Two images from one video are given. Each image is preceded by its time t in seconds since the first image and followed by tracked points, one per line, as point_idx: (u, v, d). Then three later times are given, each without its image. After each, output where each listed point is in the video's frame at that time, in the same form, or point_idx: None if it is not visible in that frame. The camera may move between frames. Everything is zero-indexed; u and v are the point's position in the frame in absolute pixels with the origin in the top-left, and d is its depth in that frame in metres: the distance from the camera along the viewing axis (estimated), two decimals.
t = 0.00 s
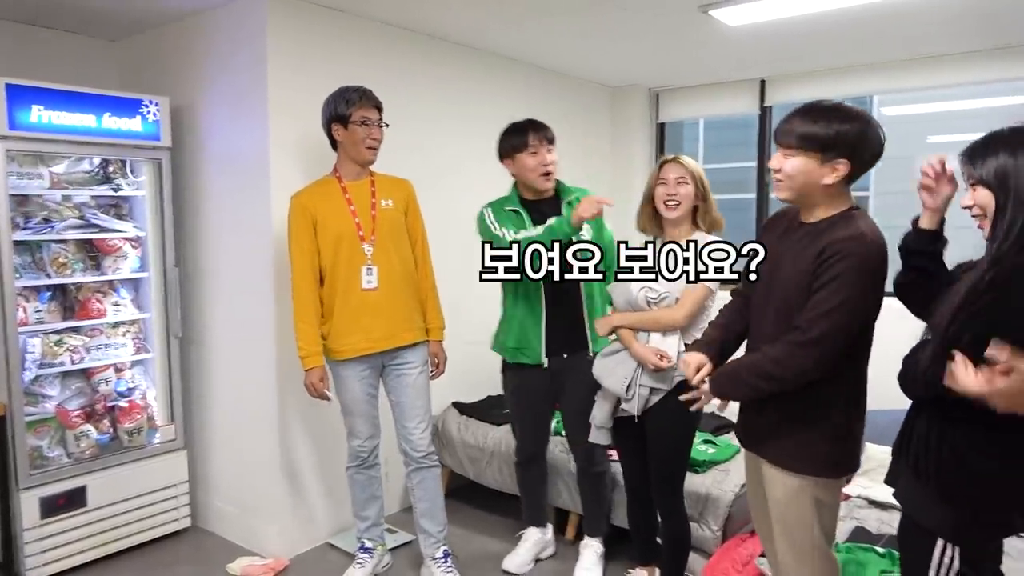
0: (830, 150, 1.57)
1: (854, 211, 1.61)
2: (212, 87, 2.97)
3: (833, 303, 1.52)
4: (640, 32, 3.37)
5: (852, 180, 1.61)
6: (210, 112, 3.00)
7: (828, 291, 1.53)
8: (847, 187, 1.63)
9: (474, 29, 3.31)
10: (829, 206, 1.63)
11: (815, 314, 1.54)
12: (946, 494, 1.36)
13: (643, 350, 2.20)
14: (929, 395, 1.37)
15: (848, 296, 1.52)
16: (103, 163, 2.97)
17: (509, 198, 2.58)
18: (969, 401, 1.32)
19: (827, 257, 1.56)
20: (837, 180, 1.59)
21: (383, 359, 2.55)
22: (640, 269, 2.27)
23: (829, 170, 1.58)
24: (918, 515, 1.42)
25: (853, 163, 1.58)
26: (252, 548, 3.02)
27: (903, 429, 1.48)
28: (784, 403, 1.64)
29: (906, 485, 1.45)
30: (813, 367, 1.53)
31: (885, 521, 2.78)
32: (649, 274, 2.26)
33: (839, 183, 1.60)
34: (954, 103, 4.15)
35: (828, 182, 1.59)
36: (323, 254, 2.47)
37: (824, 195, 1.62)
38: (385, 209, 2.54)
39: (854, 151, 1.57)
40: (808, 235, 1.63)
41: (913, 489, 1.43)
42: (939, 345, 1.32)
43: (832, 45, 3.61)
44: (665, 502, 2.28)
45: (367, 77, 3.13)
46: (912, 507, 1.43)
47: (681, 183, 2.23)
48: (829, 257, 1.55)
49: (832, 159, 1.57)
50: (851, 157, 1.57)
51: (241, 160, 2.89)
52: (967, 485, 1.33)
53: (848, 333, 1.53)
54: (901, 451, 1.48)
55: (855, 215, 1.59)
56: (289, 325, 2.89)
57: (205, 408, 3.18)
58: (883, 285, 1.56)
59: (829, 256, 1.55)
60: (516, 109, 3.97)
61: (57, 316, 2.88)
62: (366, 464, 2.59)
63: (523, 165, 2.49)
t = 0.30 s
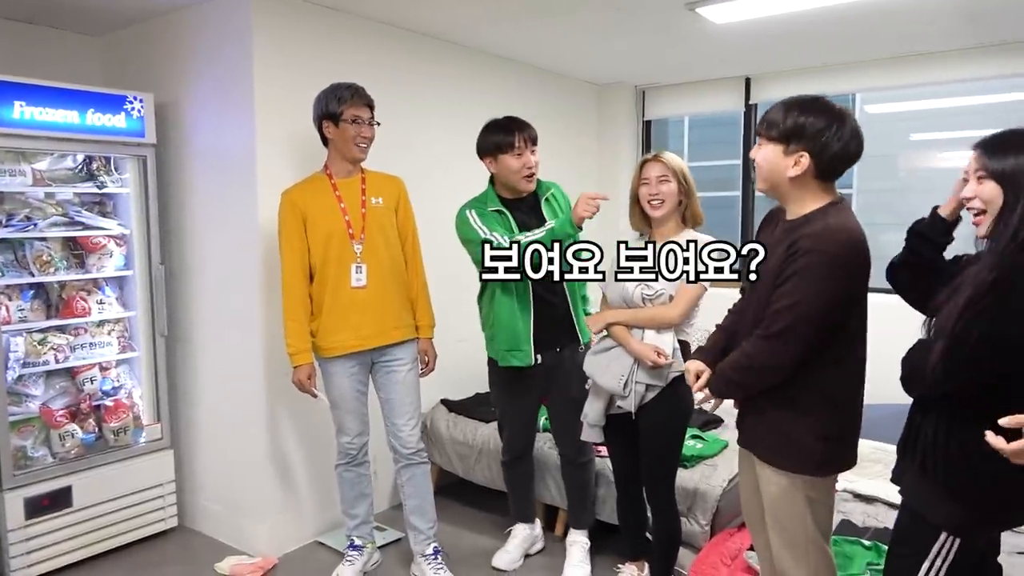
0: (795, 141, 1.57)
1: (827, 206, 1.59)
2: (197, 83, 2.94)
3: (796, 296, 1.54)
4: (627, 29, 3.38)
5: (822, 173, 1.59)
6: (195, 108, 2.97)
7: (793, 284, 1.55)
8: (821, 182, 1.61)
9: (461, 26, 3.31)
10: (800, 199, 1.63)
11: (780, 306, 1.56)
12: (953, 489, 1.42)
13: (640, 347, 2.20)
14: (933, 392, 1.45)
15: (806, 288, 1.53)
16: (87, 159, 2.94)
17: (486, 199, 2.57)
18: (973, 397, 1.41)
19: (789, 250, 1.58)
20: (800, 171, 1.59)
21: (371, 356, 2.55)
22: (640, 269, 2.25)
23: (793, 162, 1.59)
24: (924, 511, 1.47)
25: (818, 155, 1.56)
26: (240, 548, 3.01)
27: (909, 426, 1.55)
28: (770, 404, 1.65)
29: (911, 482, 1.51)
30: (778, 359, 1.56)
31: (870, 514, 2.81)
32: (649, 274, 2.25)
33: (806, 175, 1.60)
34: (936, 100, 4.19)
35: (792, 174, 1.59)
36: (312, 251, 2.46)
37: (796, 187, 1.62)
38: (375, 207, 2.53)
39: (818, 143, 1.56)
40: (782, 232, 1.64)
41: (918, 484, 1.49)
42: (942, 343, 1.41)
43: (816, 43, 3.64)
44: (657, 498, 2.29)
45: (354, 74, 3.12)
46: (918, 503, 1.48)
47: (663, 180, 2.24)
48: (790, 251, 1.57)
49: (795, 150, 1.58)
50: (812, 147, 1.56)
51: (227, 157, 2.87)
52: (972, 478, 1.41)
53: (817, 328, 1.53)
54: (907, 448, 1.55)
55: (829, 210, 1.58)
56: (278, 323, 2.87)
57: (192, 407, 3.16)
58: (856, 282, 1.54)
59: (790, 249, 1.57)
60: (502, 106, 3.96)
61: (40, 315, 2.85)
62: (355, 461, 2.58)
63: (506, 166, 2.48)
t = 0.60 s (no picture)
0: (779, 132, 1.59)
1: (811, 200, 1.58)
2: (185, 79, 2.92)
3: (774, 289, 1.54)
4: (617, 27, 3.38)
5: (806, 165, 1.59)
6: (183, 104, 2.95)
7: (771, 277, 1.56)
8: (805, 174, 1.61)
9: (451, 23, 3.30)
10: (787, 191, 1.63)
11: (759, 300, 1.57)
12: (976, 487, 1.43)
13: (622, 342, 2.21)
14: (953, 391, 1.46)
15: (783, 279, 1.54)
16: (73, 156, 2.91)
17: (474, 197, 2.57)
18: (988, 397, 1.43)
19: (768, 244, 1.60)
20: (785, 162, 1.60)
21: (361, 354, 2.54)
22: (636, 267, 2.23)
23: (778, 153, 1.60)
24: (946, 509, 1.47)
25: (802, 144, 1.57)
26: (228, 547, 2.99)
27: (918, 427, 1.56)
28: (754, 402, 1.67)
29: (928, 482, 1.51)
30: (760, 355, 1.56)
31: (857, 510, 2.83)
32: (649, 274, 2.23)
33: (791, 167, 1.60)
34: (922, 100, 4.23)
35: (778, 165, 1.60)
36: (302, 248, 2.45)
37: (781, 180, 1.63)
38: (366, 205, 2.52)
39: (800, 132, 1.56)
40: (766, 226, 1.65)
41: (938, 483, 1.49)
42: (960, 341, 1.44)
43: (804, 42, 3.67)
44: (643, 493, 2.30)
45: (342, 71, 3.11)
46: (939, 503, 1.48)
47: (646, 177, 2.25)
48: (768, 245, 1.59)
49: (779, 140, 1.59)
50: (795, 137, 1.57)
51: (216, 154, 2.85)
52: (990, 475, 1.43)
53: (798, 324, 1.54)
54: (919, 449, 1.55)
55: (812, 203, 1.58)
56: (267, 320, 2.86)
57: (180, 405, 3.14)
58: (834, 276, 1.55)
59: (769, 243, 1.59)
60: (492, 104, 3.96)
61: (25, 312, 2.82)
62: (344, 459, 2.58)
63: (493, 164, 2.48)
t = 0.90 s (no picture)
0: (785, 119, 1.59)
1: (812, 192, 1.58)
2: (177, 74, 2.91)
3: (767, 283, 1.54)
4: (611, 22, 3.37)
5: (811, 156, 1.59)
6: (175, 99, 2.93)
7: (764, 269, 1.55)
8: (810, 165, 1.60)
9: (444, 18, 3.29)
10: (787, 180, 1.62)
11: (752, 293, 1.56)
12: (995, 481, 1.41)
13: (615, 339, 2.21)
14: (976, 389, 1.42)
15: (774, 271, 1.53)
16: (64, 150, 2.89)
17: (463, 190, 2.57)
18: (1005, 392, 1.42)
19: (762, 233, 1.59)
20: (790, 152, 1.59)
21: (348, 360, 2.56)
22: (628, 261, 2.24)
23: (782, 140, 1.59)
24: (967, 506, 1.43)
25: (807, 134, 1.57)
26: (221, 543, 2.98)
27: (920, 429, 1.54)
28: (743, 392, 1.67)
29: (940, 483, 1.47)
30: (751, 348, 1.56)
31: (850, 505, 2.84)
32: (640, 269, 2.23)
33: (795, 157, 1.60)
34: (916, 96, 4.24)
35: (781, 152, 1.60)
36: (297, 249, 2.44)
37: (784, 170, 1.62)
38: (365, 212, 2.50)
39: (806, 122, 1.57)
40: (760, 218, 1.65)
41: (951, 483, 1.46)
42: (976, 342, 1.41)
43: (798, 38, 3.66)
44: (638, 487, 2.30)
45: (335, 66, 3.09)
46: (957, 497, 1.44)
47: (633, 171, 2.26)
48: (762, 234, 1.58)
49: (784, 129, 1.59)
50: (801, 127, 1.57)
51: (208, 148, 2.83)
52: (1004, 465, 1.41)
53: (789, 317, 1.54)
54: (925, 450, 1.52)
55: (808, 197, 1.57)
56: (259, 317, 2.85)
57: (172, 401, 3.13)
58: (829, 269, 1.56)
59: (763, 232, 1.58)
60: (485, 99, 3.95)
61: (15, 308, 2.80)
62: (334, 457, 2.56)
63: (486, 156, 2.47)
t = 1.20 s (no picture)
0: (778, 118, 1.59)
1: (808, 190, 1.58)
2: (166, 70, 2.89)
3: (766, 276, 1.53)
4: (604, 18, 3.37)
5: (807, 154, 1.59)
6: (164, 95, 2.91)
7: (764, 262, 1.55)
8: (806, 163, 1.60)
9: (436, 13, 3.27)
10: (785, 180, 1.62)
11: (751, 284, 1.55)
12: (989, 483, 1.42)
13: (613, 337, 2.20)
14: (966, 389, 1.41)
15: (774, 263, 1.53)
16: (52, 147, 2.86)
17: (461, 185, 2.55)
18: (993, 393, 1.41)
19: (762, 225, 1.59)
20: (784, 150, 1.59)
21: (356, 349, 2.52)
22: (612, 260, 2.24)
23: (776, 140, 1.59)
24: (961, 509, 1.44)
25: (800, 133, 1.57)
26: (213, 541, 2.97)
27: (914, 433, 1.54)
28: (735, 390, 1.66)
29: (936, 487, 1.48)
30: (748, 340, 1.55)
31: (842, 500, 2.85)
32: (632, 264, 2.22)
33: (790, 155, 1.60)
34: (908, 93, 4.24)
35: (775, 152, 1.60)
36: (302, 238, 2.41)
37: (780, 169, 1.62)
38: (373, 199, 2.50)
39: (798, 120, 1.57)
40: (760, 213, 1.65)
41: (944, 485, 1.46)
42: (963, 342, 1.42)
43: (791, 34, 3.67)
44: (633, 485, 2.30)
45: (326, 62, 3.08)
46: (948, 501, 1.45)
47: (622, 169, 2.25)
48: (763, 226, 1.58)
49: (778, 128, 1.59)
50: (796, 124, 1.57)
51: (198, 145, 2.81)
52: (998, 467, 1.42)
53: (783, 310, 1.54)
54: (919, 453, 1.52)
55: (807, 194, 1.57)
56: (251, 314, 2.84)
57: (163, 398, 3.11)
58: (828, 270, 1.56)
59: (764, 224, 1.58)
60: (477, 95, 3.94)
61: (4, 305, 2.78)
62: (334, 454, 2.57)
63: (478, 145, 2.47)
